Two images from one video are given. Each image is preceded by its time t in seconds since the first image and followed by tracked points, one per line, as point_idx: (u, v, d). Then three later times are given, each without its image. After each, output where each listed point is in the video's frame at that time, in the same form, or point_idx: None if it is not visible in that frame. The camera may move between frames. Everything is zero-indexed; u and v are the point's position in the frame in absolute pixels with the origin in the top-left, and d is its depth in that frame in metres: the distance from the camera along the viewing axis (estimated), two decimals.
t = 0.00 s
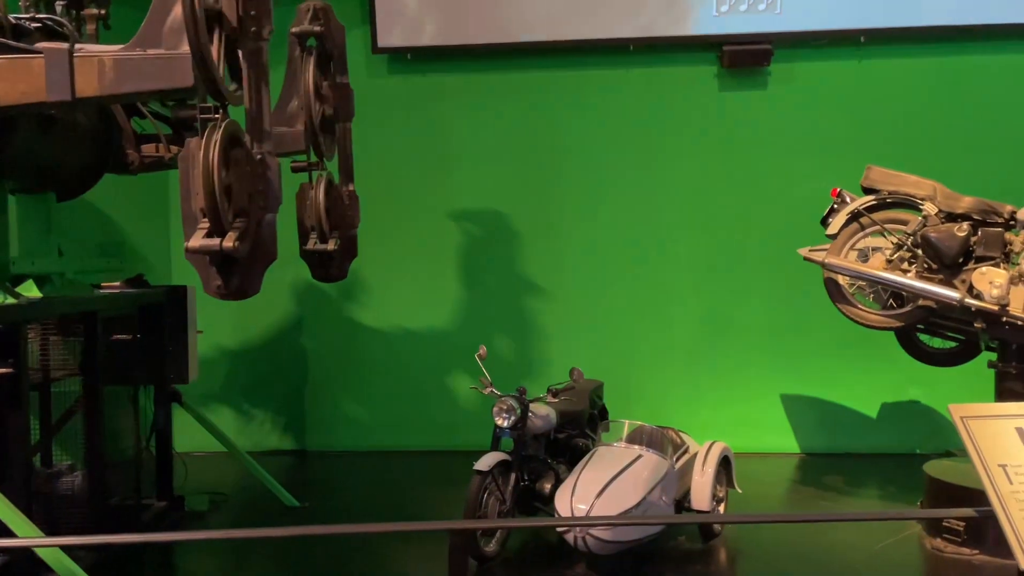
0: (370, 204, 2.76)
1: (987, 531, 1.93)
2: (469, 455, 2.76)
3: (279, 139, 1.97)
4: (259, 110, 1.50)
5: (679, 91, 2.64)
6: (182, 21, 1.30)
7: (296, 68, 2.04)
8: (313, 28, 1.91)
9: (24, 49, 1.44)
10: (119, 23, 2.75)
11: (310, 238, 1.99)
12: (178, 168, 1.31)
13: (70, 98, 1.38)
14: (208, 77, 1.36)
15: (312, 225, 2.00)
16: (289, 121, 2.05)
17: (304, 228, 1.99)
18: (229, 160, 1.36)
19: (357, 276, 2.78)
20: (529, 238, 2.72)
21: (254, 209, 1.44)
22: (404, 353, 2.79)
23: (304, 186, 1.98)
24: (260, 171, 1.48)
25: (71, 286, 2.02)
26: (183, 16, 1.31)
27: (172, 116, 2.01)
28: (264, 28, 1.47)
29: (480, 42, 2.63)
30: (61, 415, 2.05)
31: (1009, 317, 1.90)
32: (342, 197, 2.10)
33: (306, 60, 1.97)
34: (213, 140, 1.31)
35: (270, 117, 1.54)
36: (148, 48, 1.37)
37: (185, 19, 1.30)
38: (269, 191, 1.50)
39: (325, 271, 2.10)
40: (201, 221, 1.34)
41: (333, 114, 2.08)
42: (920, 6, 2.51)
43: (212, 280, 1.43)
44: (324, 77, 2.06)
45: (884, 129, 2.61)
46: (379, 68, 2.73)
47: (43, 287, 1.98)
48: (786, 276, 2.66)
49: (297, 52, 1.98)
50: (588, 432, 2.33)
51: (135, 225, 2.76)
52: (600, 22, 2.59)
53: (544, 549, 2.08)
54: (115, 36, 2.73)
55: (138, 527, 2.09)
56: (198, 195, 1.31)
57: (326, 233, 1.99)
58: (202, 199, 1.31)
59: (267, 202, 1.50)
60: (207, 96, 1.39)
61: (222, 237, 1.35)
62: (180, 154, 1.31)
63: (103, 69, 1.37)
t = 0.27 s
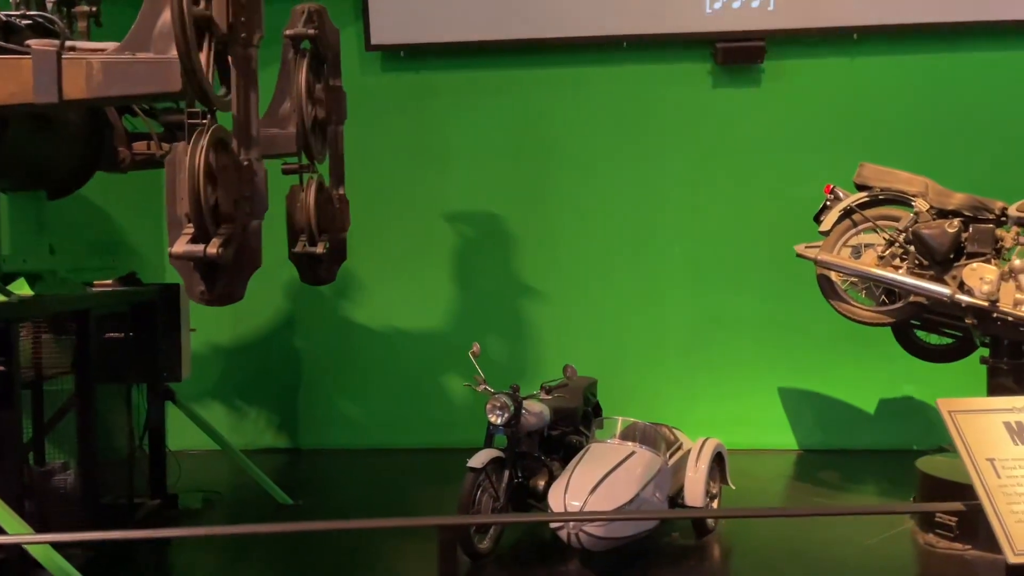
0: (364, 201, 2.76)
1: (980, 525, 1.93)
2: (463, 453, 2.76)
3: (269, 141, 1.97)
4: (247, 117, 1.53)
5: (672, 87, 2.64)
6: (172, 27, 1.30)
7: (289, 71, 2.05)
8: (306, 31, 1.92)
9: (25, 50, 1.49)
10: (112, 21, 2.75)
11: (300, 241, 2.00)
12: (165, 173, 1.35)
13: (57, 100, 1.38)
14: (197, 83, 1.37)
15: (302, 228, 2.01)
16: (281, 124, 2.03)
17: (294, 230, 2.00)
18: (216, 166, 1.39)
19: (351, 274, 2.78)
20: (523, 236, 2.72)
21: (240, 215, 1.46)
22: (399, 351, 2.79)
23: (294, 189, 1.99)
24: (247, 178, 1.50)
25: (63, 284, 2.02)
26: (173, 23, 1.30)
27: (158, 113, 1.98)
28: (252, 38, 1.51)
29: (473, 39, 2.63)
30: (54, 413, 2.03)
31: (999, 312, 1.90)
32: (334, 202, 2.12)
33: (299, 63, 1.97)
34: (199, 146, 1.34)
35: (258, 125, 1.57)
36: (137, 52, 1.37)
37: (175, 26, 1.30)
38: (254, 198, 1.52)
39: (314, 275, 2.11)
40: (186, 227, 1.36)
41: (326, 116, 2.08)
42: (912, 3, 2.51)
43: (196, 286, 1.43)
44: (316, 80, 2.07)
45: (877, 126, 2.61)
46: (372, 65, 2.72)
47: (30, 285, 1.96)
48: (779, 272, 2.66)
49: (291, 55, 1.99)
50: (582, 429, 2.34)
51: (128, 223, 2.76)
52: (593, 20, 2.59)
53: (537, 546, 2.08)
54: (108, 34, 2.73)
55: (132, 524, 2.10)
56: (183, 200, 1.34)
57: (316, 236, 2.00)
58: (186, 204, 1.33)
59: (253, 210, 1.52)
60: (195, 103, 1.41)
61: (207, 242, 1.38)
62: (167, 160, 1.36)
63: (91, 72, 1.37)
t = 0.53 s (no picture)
0: (358, 199, 2.76)
1: (972, 521, 1.94)
2: (458, 450, 2.76)
3: (263, 142, 2.00)
4: (237, 122, 1.48)
5: (667, 85, 2.64)
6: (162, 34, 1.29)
7: (283, 72, 2.05)
8: (302, 34, 1.93)
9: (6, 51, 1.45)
10: (105, 18, 2.75)
11: (289, 244, 2.03)
12: (152, 178, 1.36)
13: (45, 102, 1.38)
14: (184, 88, 1.35)
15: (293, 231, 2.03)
16: (274, 126, 2.06)
17: (285, 233, 2.03)
18: (202, 173, 1.38)
19: (346, 272, 2.77)
20: (518, 233, 2.72)
21: (224, 222, 1.43)
22: (394, 349, 2.79)
23: (286, 191, 2.00)
24: (234, 185, 1.45)
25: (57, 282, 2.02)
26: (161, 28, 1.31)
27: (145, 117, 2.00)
28: (243, 44, 1.47)
29: (467, 36, 2.63)
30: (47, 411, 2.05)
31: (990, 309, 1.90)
32: (326, 204, 2.10)
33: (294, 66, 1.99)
34: (186, 151, 1.34)
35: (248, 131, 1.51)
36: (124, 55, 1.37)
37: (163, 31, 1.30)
38: (241, 206, 1.47)
39: (304, 279, 2.10)
40: (170, 232, 1.37)
41: (320, 120, 2.07)
42: None
43: (179, 293, 1.43)
44: (309, 83, 2.05)
45: (870, 123, 2.62)
46: (366, 63, 2.72)
47: (22, 284, 2.01)
48: (773, 269, 2.67)
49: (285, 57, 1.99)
50: (576, 426, 2.35)
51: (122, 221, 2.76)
52: (587, 17, 2.59)
53: (532, 543, 2.09)
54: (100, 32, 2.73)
55: (126, 522, 2.10)
56: (167, 206, 1.34)
57: (305, 239, 2.02)
58: (171, 209, 1.34)
59: (240, 217, 1.48)
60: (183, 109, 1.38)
61: (191, 249, 1.38)
62: (154, 165, 1.36)
63: (80, 75, 1.38)
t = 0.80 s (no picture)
0: (351, 198, 2.75)
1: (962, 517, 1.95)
2: (451, 448, 2.76)
3: (249, 145, 1.94)
4: (223, 129, 1.50)
5: (659, 83, 2.65)
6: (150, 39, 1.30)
7: (275, 76, 2.04)
8: (294, 38, 1.92)
9: None
10: (95, 17, 2.74)
11: (277, 247, 2.02)
12: (137, 183, 1.36)
13: (30, 105, 1.35)
14: (171, 94, 1.37)
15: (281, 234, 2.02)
16: (265, 129, 2.02)
17: (273, 236, 2.02)
18: (187, 179, 1.40)
19: (338, 271, 2.77)
20: (511, 232, 2.72)
21: (210, 229, 1.45)
22: (387, 348, 2.79)
23: (276, 194, 1.99)
24: (219, 192, 1.46)
25: (47, 282, 2.01)
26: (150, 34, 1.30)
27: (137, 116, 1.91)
28: (231, 52, 1.49)
29: (459, 35, 2.63)
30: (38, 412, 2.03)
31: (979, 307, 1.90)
32: (314, 209, 2.11)
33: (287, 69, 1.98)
34: (172, 158, 1.35)
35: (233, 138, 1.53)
36: (111, 61, 1.38)
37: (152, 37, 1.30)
38: (226, 213, 1.47)
39: (291, 281, 2.09)
40: (153, 238, 1.37)
41: (310, 123, 2.07)
42: None
43: (162, 299, 1.43)
44: (301, 86, 2.06)
45: (862, 121, 2.62)
46: (358, 61, 2.72)
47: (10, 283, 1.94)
48: (766, 267, 2.67)
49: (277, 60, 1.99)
50: (568, 424, 2.35)
51: (113, 220, 2.75)
52: (579, 15, 2.59)
53: (524, 541, 2.09)
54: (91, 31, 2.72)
55: (118, 521, 2.11)
56: (152, 212, 1.34)
57: (292, 242, 2.01)
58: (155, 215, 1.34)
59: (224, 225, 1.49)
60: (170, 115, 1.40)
61: (174, 255, 1.38)
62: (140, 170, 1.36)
63: (66, 79, 1.37)
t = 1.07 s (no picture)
0: (341, 197, 2.75)
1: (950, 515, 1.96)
2: (442, 448, 2.76)
3: (238, 147, 1.92)
4: (208, 136, 1.54)
5: (650, 83, 2.65)
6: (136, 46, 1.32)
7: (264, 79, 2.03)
8: (285, 43, 1.93)
9: None
10: (84, 15, 2.72)
11: (264, 251, 2.02)
12: (120, 188, 1.34)
13: (15, 108, 1.33)
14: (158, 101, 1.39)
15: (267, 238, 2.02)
16: (253, 133, 2.00)
17: (259, 240, 2.02)
18: (172, 185, 1.40)
19: (329, 270, 2.77)
20: (502, 231, 2.73)
21: (192, 236, 1.45)
22: (379, 347, 2.79)
23: (262, 199, 1.99)
24: (202, 200, 1.49)
25: (35, 282, 2.01)
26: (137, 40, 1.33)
27: (125, 122, 1.86)
28: (218, 61, 1.53)
29: (450, 34, 2.63)
30: (28, 414, 1.97)
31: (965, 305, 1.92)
32: (301, 214, 2.10)
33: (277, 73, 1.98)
34: (156, 165, 1.35)
35: (218, 148, 1.58)
36: (98, 65, 1.38)
37: (138, 43, 1.33)
38: (209, 220, 1.50)
39: (277, 287, 2.09)
40: (136, 245, 1.35)
41: (299, 129, 2.08)
42: None
43: (142, 306, 1.40)
44: (291, 90, 2.06)
45: (852, 121, 2.63)
46: (349, 60, 2.71)
47: None
48: (755, 267, 2.68)
49: (268, 64, 2.00)
50: (559, 423, 2.35)
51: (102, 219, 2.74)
52: (570, 14, 2.59)
53: (514, 540, 2.09)
54: (79, 29, 2.70)
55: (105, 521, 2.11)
56: (135, 218, 1.33)
57: (279, 247, 2.01)
58: (138, 222, 1.33)
59: (206, 232, 1.50)
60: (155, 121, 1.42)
61: (156, 262, 1.37)
62: (123, 174, 1.35)
63: (51, 82, 1.37)
